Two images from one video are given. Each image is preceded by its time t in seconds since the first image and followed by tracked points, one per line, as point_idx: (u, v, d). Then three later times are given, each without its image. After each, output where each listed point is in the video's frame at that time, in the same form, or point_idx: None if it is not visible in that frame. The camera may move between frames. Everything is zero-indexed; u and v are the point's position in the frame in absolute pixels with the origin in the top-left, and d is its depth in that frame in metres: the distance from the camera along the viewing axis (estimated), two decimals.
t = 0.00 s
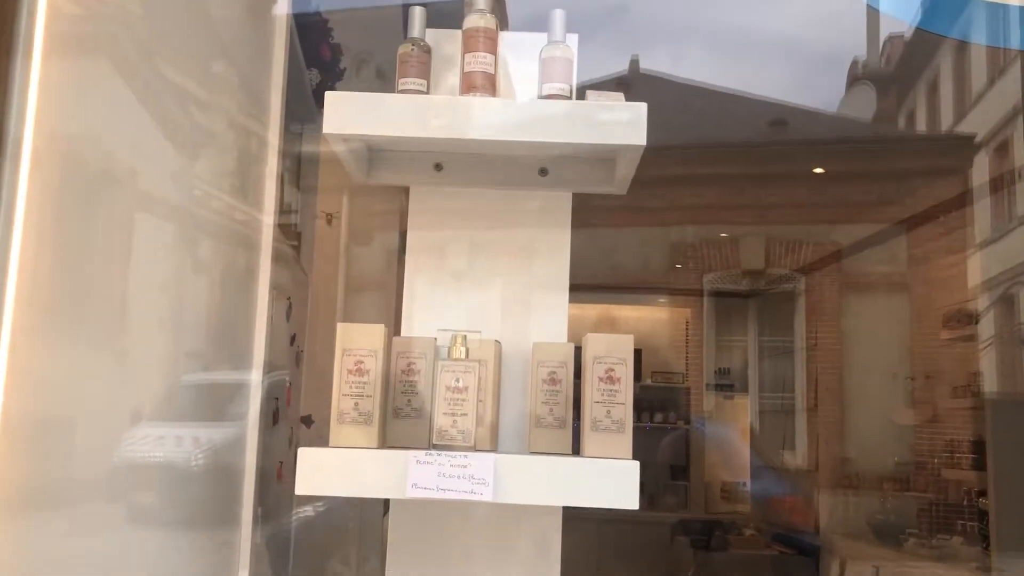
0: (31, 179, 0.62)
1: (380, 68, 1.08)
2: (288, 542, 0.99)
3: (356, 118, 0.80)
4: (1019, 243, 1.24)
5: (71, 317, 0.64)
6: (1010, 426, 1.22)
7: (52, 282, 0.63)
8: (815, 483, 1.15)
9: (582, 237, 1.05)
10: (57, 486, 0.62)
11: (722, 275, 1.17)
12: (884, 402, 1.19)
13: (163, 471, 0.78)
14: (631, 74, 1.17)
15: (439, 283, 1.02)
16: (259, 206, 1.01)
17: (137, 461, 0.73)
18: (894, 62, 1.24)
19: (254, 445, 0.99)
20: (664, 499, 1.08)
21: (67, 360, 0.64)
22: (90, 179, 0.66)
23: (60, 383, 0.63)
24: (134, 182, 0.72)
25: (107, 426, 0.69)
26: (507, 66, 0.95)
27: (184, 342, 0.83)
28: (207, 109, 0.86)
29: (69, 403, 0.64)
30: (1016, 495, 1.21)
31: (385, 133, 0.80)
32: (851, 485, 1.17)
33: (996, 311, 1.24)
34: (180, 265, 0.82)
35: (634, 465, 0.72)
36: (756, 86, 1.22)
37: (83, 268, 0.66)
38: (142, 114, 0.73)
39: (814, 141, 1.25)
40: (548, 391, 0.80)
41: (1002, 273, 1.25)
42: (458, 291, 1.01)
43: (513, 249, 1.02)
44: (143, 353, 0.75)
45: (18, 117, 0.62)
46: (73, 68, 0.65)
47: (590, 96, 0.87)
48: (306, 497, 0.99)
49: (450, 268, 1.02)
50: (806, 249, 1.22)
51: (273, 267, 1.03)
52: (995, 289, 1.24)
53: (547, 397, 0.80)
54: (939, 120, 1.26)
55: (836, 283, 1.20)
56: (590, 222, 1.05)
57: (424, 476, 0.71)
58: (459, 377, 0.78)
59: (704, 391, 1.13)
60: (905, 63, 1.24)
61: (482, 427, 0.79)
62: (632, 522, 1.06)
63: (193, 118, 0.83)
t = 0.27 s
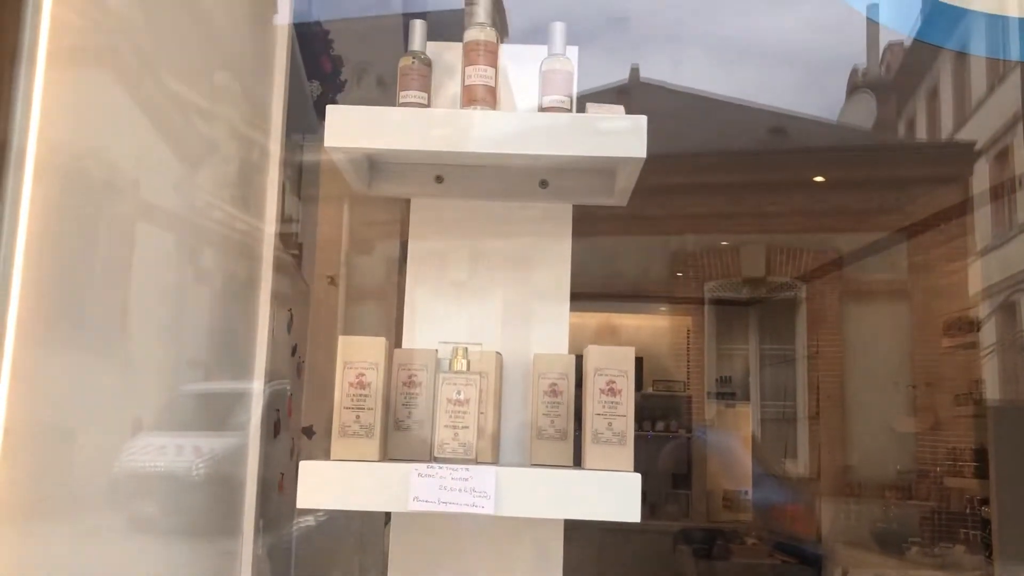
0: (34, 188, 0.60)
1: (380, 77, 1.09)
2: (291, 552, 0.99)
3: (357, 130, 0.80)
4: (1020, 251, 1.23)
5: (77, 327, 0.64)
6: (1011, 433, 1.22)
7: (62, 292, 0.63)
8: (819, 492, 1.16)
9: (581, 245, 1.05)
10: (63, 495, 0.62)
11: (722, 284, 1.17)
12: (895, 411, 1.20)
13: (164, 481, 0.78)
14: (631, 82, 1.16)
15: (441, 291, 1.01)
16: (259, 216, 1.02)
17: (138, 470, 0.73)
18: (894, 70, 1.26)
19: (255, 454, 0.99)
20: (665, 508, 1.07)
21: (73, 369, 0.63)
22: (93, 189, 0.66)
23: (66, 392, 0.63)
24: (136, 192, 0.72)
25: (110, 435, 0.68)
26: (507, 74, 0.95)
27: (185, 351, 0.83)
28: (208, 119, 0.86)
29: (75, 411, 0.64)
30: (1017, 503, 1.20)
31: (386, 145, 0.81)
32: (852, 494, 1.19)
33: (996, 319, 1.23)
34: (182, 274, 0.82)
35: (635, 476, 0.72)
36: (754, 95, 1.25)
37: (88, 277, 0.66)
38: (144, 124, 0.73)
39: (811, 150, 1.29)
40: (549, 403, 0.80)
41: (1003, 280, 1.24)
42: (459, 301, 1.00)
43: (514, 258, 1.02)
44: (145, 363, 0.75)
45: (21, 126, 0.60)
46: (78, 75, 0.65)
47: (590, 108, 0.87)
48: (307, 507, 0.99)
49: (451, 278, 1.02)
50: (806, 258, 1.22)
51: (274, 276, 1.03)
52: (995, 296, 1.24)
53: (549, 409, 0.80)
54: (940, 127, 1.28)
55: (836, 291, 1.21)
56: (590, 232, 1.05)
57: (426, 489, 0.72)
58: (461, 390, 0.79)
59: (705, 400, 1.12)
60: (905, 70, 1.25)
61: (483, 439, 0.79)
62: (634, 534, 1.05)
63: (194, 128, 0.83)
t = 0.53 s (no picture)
0: (35, 195, 0.60)
1: (381, 84, 1.09)
2: (290, 556, 1.00)
3: (358, 138, 0.81)
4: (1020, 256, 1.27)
5: (77, 335, 0.64)
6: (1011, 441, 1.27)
7: (60, 299, 0.62)
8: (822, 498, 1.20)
9: (582, 250, 1.05)
10: (62, 503, 0.62)
11: (723, 290, 1.19)
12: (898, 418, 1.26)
13: (165, 488, 0.78)
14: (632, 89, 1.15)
15: (440, 298, 1.00)
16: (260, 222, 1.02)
17: (138, 478, 0.73)
18: (894, 76, 1.29)
19: (256, 461, 0.99)
20: (667, 516, 1.05)
21: (72, 377, 0.63)
22: (93, 197, 0.66)
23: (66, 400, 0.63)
24: (136, 199, 0.72)
25: (110, 443, 0.68)
26: (507, 79, 0.94)
27: (186, 358, 0.83)
28: (210, 126, 0.86)
29: (75, 419, 0.64)
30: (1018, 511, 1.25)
31: (387, 155, 0.81)
32: (855, 498, 1.23)
33: (998, 324, 1.28)
34: (182, 281, 0.82)
35: (636, 483, 0.72)
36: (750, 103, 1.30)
37: (88, 285, 0.66)
38: (145, 132, 0.73)
39: (811, 155, 1.40)
40: (550, 411, 0.80)
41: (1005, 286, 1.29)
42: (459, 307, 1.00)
43: (517, 263, 1.00)
44: (145, 370, 0.75)
45: (21, 134, 0.60)
46: (79, 84, 0.65)
47: (591, 115, 0.87)
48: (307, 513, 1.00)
49: (451, 283, 1.01)
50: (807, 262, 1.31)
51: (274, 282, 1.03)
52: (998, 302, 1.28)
53: (549, 417, 0.80)
54: (939, 132, 1.36)
55: (837, 297, 1.28)
56: (591, 238, 1.05)
57: (427, 498, 0.71)
58: (461, 398, 0.79)
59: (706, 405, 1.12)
60: (905, 79, 1.29)
61: (484, 447, 0.80)
62: (634, 542, 1.03)
63: (195, 134, 0.83)
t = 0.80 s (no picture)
0: (33, 197, 0.60)
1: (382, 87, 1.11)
2: (290, 560, 1.00)
3: (358, 141, 0.80)
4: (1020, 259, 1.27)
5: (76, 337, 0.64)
6: (1013, 444, 1.26)
7: (61, 299, 0.62)
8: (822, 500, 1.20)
9: (582, 253, 1.05)
10: (62, 507, 0.61)
11: (724, 294, 1.19)
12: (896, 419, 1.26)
13: (166, 492, 0.77)
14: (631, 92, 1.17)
15: (440, 300, 1.00)
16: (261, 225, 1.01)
17: (139, 482, 0.72)
18: (895, 79, 1.31)
19: (256, 465, 0.98)
20: (668, 519, 1.05)
21: (72, 379, 0.63)
22: (93, 199, 0.66)
23: (66, 402, 0.62)
24: (137, 202, 0.72)
25: (110, 446, 0.68)
26: (507, 83, 0.94)
27: (186, 361, 0.83)
28: (210, 128, 0.86)
29: (75, 421, 0.63)
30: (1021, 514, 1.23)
31: (386, 158, 0.81)
32: (858, 500, 1.23)
33: (999, 327, 1.28)
34: (183, 284, 0.82)
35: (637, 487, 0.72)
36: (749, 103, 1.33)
37: (88, 287, 0.65)
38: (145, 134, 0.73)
39: (805, 163, 1.42)
40: (550, 414, 0.80)
41: (1005, 287, 1.28)
42: (460, 309, 1.00)
43: (516, 266, 1.00)
44: (145, 373, 0.74)
45: (20, 136, 0.60)
46: (80, 86, 0.65)
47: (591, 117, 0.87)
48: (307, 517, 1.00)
49: (452, 286, 1.00)
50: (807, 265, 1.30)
51: (275, 285, 1.03)
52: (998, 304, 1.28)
53: (550, 420, 0.80)
54: (939, 137, 1.37)
55: (839, 299, 1.28)
56: (591, 241, 1.06)
57: (427, 502, 0.71)
58: (461, 402, 0.79)
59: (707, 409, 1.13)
60: (905, 81, 1.31)
61: (485, 450, 0.79)
62: (637, 545, 1.03)
63: (195, 137, 0.83)
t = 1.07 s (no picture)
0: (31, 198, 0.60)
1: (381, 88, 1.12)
2: (289, 560, 1.00)
3: (357, 142, 0.80)
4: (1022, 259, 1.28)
5: (75, 338, 0.64)
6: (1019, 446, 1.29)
7: (59, 301, 0.62)
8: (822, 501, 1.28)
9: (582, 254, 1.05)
10: (61, 509, 0.61)
11: (722, 294, 1.21)
12: (873, 424, 1.43)
13: (166, 493, 0.77)
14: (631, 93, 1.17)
15: (440, 300, 0.99)
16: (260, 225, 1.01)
17: (138, 483, 0.72)
18: (894, 79, 1.29)
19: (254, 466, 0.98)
20: (668, 520, 1.05)
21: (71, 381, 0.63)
22: (92, 199, 0.66)
23: (65, 404, 0.62)
24: (137, 202, 0.72)
25: (109, 447, 0.68)
26: (506, 84, 0.94)
27: (186, 361, 0.83)
28: (210, 128, 0.86)
29: (75, 422, 0.63)
30: None
31: (387, 158, 0.80)
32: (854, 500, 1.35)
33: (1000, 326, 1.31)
34: (183, 284, 0.82)
35: (637, 488, 0.72)
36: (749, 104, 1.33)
37: (88, 287, 0.65)
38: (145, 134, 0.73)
39: (808, 158, 1.48)
40: (551, 415, 0.80)
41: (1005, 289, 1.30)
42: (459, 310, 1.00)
43: (516, 266, 1.00)
44: (145, 373, 0.74)
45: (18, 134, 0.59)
46: (79, 86, 0.64)
47: (590, 118, 0.87)
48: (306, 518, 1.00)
49: (451, 286, 1.00)
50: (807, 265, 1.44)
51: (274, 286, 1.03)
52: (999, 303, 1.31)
53: (550, 421, 0.80)
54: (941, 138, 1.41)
55: (839, 301, 1.42)
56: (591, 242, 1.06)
57: (426, 503, 0.71)
58: (460, 402, 0.78)
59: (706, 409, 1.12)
60: (905, 82, 1.30)
61: (484, 451, 0.79)
62: (637, 547, 1.02)
63: (195, 137, 0.83)
